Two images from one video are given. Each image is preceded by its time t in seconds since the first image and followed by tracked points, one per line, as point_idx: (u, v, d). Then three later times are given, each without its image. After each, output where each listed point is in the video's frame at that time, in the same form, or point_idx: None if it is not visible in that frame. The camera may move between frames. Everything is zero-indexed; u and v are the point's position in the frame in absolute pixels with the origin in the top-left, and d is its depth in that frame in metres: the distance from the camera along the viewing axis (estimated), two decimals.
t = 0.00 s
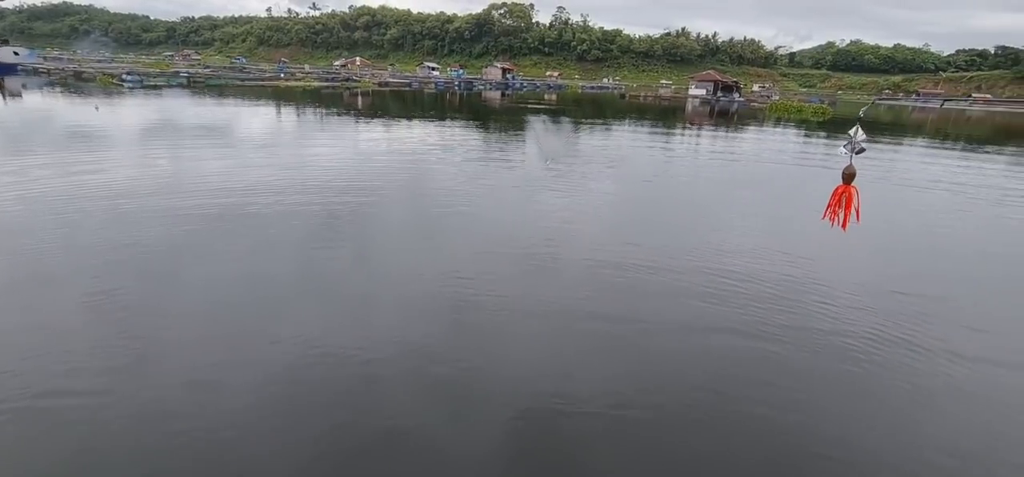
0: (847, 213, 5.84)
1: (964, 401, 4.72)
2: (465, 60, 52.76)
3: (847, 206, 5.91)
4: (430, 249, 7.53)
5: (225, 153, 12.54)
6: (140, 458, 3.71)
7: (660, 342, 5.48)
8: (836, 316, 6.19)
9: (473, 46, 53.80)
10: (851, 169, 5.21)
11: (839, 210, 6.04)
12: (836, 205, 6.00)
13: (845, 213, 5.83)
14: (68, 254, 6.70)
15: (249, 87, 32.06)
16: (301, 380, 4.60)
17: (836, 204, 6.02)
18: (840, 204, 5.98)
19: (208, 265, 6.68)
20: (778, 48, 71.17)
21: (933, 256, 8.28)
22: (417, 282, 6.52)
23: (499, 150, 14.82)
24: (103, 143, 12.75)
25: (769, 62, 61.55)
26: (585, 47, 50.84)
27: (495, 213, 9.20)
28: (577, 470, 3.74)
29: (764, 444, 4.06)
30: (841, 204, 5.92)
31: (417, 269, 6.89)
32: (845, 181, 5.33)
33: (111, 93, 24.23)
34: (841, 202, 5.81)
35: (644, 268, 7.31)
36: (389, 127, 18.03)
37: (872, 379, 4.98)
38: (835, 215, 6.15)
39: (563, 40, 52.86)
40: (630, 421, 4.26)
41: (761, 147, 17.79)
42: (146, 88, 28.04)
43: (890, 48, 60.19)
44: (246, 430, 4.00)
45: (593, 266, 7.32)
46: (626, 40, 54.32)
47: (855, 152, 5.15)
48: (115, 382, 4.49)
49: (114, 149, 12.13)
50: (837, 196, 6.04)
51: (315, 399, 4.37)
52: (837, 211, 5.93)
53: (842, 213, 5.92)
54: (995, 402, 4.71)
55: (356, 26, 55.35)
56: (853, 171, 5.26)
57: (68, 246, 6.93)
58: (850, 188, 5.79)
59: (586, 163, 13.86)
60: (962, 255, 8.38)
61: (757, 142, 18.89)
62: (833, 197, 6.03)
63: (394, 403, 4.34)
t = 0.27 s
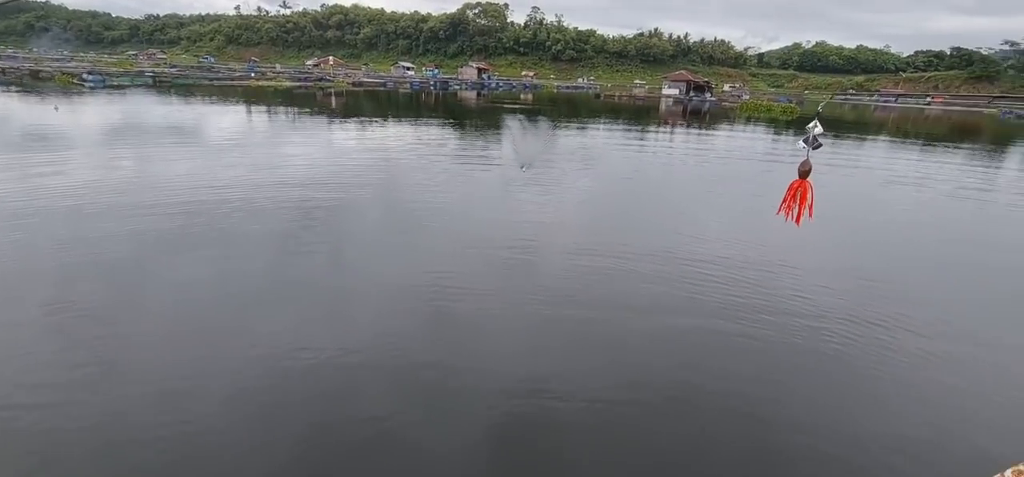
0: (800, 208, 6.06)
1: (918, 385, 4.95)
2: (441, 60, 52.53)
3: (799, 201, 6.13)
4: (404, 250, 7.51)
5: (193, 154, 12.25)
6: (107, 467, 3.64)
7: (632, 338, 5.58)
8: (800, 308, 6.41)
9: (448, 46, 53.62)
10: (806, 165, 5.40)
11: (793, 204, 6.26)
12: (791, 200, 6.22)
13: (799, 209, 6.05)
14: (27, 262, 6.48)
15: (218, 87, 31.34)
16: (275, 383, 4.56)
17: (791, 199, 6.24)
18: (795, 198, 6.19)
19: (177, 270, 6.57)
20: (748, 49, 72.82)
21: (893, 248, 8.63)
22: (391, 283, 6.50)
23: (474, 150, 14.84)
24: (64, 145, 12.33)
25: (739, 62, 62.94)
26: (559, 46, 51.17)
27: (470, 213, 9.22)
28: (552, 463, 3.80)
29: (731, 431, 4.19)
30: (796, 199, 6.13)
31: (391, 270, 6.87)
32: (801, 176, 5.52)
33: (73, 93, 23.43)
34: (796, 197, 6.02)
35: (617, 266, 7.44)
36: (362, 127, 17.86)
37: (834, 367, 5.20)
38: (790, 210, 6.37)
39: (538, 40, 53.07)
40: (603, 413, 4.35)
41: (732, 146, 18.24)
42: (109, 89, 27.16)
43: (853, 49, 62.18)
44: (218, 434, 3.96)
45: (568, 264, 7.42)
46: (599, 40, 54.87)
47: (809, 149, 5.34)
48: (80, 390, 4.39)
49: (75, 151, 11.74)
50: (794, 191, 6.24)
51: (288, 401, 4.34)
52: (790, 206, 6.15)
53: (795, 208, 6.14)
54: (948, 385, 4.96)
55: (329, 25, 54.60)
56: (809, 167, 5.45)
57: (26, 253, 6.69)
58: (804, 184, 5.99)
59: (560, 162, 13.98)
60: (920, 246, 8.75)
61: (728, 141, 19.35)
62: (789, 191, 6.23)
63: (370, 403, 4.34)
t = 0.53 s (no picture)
0: (779, 205, 6.17)
1: (891, 374, 5.10)
2: (421, 58, 52.16)
3: (778, 198, 6.22)
4: (386, 249, 7.48)
5: (168, 154, 11.99)
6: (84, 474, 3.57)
7: (614, 333, 5.66)
8: (777, 302, 6.55)
9: (428, 44, 53.33)
10: (782, 162, 5.50)
11: (772, 201, 6.36)
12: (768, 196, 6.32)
13: (778, 205, 6.15)
14: None
15: (194, 85, 30.72)
16: (256, 385, 4.51)
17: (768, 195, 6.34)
18: (773, 196, 6.29)
19: (152, 273, 6.43)
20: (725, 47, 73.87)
21: (866, 242, 8.86)
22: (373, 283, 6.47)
23: (456, 149, 14.80)
24: (31, 145, 11.96)
25: (717, 61, 63.82)
26: (540, 45, 51.26)
27: (452, 212, 9.19)
28: (536, 459, 3.83)
29: (712, 423, 4.28)
30: (774, 196, 6.23)
31: (373, 269, 6.83)
32: (777, 173, 5.61)
33: (39, 92, 22.69)
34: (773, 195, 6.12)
35: (599, 263, 7.51)
36: (343, 126, 17.68)
37: (810, 358, 5.33)
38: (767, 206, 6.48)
39: (519, 38, 53.07)
40: (586, 409, 4.40)
41: (710, 143, 18.51)
42: (79, 87, 26.41)
43: (827, 48, 63.54)
44: (198, 439, 3.90)
45: (550, 261, 7.46)
46: (580, 39, 55.16)
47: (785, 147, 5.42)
48: (53, 397, 4.29)
49: (43, 152, 11.39)
50: (771, 188, 6.34)
51: (270, 403, 4.29)
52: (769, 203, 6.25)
53: (774, 204, 6.24)
54: (918, 373, 5.13)
55: (307, 23, 53.82)
56: (784, 164, 5.56)
57: None
58: (782, 180, 6.09)
59: (543, 160, 14.03)
60: (892, 240, 9.00)
61: (707, 138, 19.63)
62: (766, 189, 6.34)
63: (354, 404, 4.32)
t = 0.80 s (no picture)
0: (772, 201, 6.19)
1: (884, 369, 5.15)
2: (412, 56, 51.96)
3: (771, 194, 6.24)
4: (380, 249, 7.44)
5: (157, 153, 11.85)
6: None
7: (609, 330, 5.67)
8: (771, 298, 6.59)
9: (420, 42, 53.11)
10: (774, 159, 5.54)
11: (765, 198, 6.39)
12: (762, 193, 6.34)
13: (771, 201, 6.18)
14: None
15: (182, 84, 30.39)
16: (250, 387, 4.46)
17: (762, 192, 6.36)
18: (766, 192, 6.32)
19: (142, 273, 6.35)
20: (716, 45, 74.30)
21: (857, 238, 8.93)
22: (367, 283, 6.43)
23: (449, 147, 14.75)
24: (16, 145, 11.76)
25: (708, 59, 64.11)
26: (532, 43, 51.22)
27: (446, 211, 9.16)
28: (533, 458, 3.82)
29: (708, 420, 4.29)
30: (767, 192, 6.26)
31: (367, 269, 6.79)
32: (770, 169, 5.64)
33: (23, 90, 22.34)
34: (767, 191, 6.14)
35: (593, 261, 7.52)
36: (334, 125, 17.56)
37: (804, 354, 5.36)
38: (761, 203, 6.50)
39: (510, 36, 52.97)
40: (584, 407, 4.39)
41: (702, 140, 18.59)
42: (65, 86, 26.03)
43: (816, 46, 64.03)
44: (191, 442, 3.85)
45: (544, 260, 7.46)
46: (572, 37, 55.16)
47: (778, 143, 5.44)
48: (41, 400, 4.21)
49: (28, 151, 11.21)
50: (764, 185, 6.36)
51: (265, 404, 4.24)
52: (762, 200, 6.27)
53: (767, 201, 6.26)
54: (910, 368, 5.18)
55: (297, 20, 53.41)
56: (777, 161, 5.59)
57: None
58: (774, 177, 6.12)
59: (536, 158, 14.03)
60: (883, 236, 9.08)
61: (698, 135, 19.72)
62: (759, 186, 6.36)
63: (349, 404, 4.29)
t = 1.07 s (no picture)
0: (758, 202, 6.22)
1: (878, 365, 5.18)
2: (408, 53, 51.81)
3: (757, 195, 6.26)
4: (376, 248, 7.42)
5: (151, 151, 11.79)
6: None
7: (604, 328, 5.68)
8: (765, 295, 6.62)
9: (415, 39, 52.96)
10: (762, 161, 5.55)
11: (751, 199, 6.41)
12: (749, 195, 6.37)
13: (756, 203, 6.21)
14: None
15: (176, 81, 30.24)
16: (242, 388, 4.44)
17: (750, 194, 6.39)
18: (753, 193, 6.33)
19: (134, 272, 6.32)
20: (712, 43, 74.42)
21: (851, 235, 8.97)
22: (362, 282, 6.42)
23: (444, 144, 14.73)
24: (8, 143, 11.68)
25: (704, 56, 64.18)
26: (528, 40, 51.15)
27: (442, 209, 9.15)
28: (527, 458, 3.81)
29: (701, 419, 4.29)
30: (753, 193, 6.28)
31: (362, 268, 6.77)
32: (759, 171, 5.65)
33: (15, 88, 22.15)
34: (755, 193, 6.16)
35: (589, 259, 7.52)
36: (329, 122, 17.50)
37: (796, 351, 5.38)
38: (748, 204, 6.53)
39: (506, 34, 52.86)
40: (580, 405, 4.40)
41: (698, 137, 18.63)
42: (57, 83, 25.85)
43: (812, 43, 64.20)
44: (184, 445, 3.83)
45: (540, 258, 7.46)
46: (568, 34, 55.13)
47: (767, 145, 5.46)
48: (30, 402, 4.18)
49: (20, 149, 11.13)
50: (751, 186, 6.37)
51: (261, 405, 4.23)
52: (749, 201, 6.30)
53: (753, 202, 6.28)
54: (902, 365, 5.20)
55: (291, 17, 53.16)
56: (765, 163, 5.61)
57: None
58: (761, 178, 6.13)
59: (532, 155, 14.03)
60: (877, 232, 9.11)
61: (694, 133, 19.76)
62: (747, 186, 6.37)
63: (341, 406, 4.27)
